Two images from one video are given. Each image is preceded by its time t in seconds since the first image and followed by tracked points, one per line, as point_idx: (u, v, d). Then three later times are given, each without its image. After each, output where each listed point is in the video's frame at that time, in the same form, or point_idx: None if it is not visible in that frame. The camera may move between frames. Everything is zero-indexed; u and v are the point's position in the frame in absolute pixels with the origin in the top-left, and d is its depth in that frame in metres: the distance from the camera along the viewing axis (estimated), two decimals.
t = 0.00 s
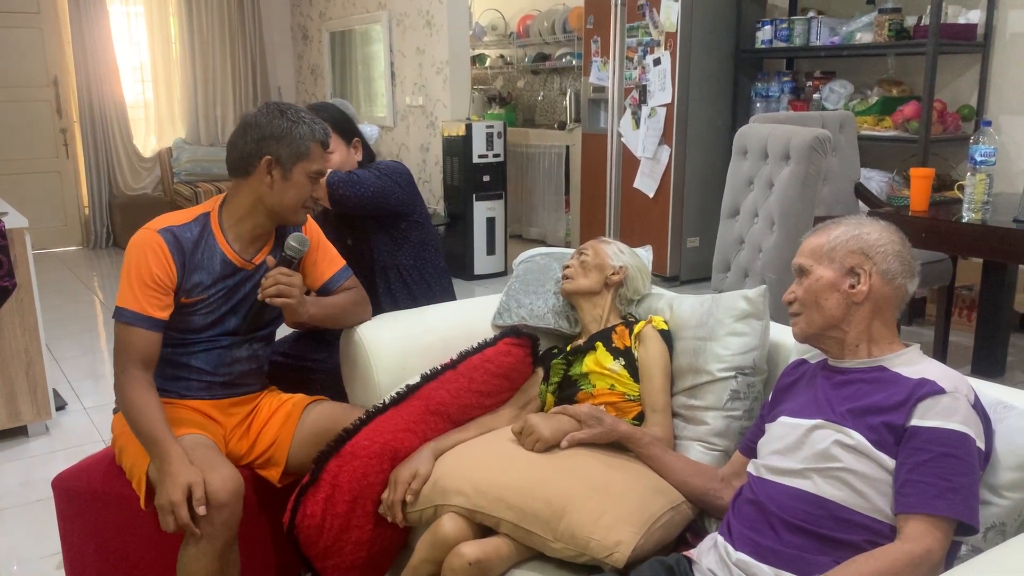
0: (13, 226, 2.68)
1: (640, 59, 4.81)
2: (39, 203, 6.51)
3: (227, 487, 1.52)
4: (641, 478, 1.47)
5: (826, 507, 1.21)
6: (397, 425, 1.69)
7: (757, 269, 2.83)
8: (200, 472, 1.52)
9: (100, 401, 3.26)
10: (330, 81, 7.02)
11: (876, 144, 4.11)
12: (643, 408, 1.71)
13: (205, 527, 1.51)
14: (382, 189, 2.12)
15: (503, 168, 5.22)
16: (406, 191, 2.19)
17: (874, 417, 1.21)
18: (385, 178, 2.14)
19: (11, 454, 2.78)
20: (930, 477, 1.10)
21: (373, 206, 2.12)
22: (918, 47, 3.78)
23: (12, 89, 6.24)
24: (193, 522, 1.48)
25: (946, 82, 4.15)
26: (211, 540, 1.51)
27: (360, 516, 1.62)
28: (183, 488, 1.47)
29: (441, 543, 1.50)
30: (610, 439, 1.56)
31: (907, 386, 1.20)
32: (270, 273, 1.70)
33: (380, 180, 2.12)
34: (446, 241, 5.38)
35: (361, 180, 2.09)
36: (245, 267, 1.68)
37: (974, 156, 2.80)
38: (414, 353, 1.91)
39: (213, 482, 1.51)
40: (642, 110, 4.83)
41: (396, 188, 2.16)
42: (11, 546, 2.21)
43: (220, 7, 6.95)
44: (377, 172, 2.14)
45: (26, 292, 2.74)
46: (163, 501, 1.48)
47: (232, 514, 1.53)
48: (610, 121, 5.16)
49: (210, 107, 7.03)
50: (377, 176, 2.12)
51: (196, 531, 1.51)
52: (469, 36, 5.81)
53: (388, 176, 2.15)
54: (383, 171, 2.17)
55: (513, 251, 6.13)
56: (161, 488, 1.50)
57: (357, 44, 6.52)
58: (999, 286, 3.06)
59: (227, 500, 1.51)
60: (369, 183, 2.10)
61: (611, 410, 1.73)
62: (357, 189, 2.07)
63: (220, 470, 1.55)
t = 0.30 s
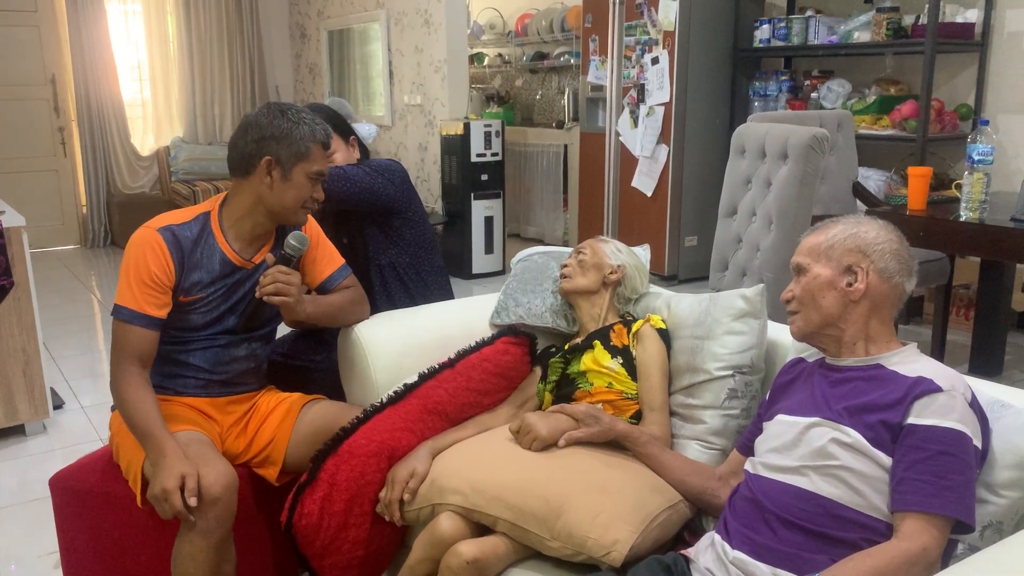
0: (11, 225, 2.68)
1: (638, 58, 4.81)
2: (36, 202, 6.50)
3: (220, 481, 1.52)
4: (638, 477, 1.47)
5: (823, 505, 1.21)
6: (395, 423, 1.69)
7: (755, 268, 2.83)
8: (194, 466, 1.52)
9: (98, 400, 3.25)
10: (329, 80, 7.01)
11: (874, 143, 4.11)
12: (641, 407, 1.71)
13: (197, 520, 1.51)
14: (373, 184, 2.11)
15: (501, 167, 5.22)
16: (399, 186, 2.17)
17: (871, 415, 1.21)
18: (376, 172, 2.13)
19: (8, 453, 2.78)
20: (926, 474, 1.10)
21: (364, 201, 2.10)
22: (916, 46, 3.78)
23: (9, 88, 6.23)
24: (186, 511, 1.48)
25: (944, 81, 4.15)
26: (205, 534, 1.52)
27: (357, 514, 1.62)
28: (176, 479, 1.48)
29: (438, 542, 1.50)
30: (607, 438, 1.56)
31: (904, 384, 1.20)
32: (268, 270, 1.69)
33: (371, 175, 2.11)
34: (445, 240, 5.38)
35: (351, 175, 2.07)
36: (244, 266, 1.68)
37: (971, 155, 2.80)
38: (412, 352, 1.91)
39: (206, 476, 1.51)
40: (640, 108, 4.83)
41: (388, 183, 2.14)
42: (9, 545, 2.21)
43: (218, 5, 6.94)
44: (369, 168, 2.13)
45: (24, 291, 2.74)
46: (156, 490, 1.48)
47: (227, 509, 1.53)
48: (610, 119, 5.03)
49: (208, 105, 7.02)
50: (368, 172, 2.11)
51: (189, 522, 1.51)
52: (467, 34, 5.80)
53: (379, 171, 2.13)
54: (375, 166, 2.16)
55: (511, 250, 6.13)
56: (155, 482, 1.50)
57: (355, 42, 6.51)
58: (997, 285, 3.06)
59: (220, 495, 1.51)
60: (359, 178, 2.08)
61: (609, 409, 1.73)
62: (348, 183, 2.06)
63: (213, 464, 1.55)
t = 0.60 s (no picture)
0: (9, 223, 2.67)
1: (638, 58, 4.81)
2: (36, 200, 6.50)
3: (227, 477, 1.52)
4: (638, 476, 1.47)
5: (821, 504, 1.21)
6: (394, 423, 1.69)
7: (755, 268, 2.83)
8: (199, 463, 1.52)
9: (97, 399, 3.25)
10: (328, 79, 7.01)
11: (873, 142, 4.11)
12: (640, 406, 1.70)
13: (204, 514, 1.52)
14: (363, 184, 2.10)
15: (501, 166, 5.22)
16: (389, 186, 2.17)
17: (870, 415, 1.21)
18: (366, 173, 2.12)
19: (7, 452, 2.78)
20: (925, 474, 1.10)
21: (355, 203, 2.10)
22: (915, 45, 3.78)
23: (8, 87, 6.22)
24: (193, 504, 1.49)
25: (943, 81, 4.15)
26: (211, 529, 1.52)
27: (356, 514, 1.62)
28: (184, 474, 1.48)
29: (437, 541, 1.50)
30: (606, 437, 1.56)
31: (903, 383, 1.20)
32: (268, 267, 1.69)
33: (362, 176, 2.11)
34: (444, 240, 5.38)
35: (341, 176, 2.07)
36: (243, 264, 1.68)
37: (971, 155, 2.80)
38: (411, 352, 1.91)
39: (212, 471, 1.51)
40: (640, 108, 4.83)
41: (378, 183, 2.14)
42: (7, 545, 2.21)
43: (217, 5, 6.93)
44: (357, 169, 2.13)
45: (23, 290, 2.74)
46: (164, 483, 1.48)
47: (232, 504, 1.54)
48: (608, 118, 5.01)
49: (207, 104, 7.02)
50: (359, 173, 2.11)
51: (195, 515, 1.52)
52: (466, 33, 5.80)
53: (370, 172, 2.13)
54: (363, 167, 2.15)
55: (510, 249, 6.13)
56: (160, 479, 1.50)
57: (354, 42, 6.50)
58: (996, 284, 3.06)
59: (226, 490, 1.52)
60: (350, 179, 2.08)
61: (608, 408, 1.73)
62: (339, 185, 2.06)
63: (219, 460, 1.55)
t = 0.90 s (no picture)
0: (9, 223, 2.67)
1: (637, 58, 4.81)
2: (36, 200, 6.50)
3: (227, 481, 1.52)
4: (637, 476, 1.47)
5: (821, 505, 1.21)
6: (394, 423, 1.69)
7: (754, 268, 2.84)
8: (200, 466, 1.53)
9: (97, 399, 3.25)
10: (327, 79, 7.01)
11: (872, 142, 4.11)
12: (640, 407, 1.70)
13: (205, 518, 1.52)
14: (369, 191, 2.11)
15: (500, 166, 5.22)
16: (395, 191, 2.18)
17: (869, 415, 1.21)
18: (373, 179, 2.14)
19: (7, 452, 2.78)
20: (924, 474, 1.10)
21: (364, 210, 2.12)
22: (914, 46, 3.79)
23: (8, 86, 6.22)
24: (193, 506, 1.49)
25: (942, 81, 4.15)
26: (212, 532, 1.52)
27: (356, 514, 1.62)
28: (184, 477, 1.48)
29: (437, 542, 1.50)
30: (606, 437, 1.57)
31: (903, 383, 1.20)
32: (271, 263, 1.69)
33: (371, 182, 2.12)
34: (444, 239, 5.38)
35: (348, 183, 2.09)
36: (246, 263, 1.68)
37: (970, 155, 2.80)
38: (411, 352, 1.91)
39: (212, 475, 1.52)
40: (639, 108, 4.83)
41: (385, 189, 2.15)
42: (7, 544, 2.21)
43: (217, 5, 6.93)
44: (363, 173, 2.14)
45: (22, 290, 2.74)
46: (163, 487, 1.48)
47: (233, 507, 1.54)
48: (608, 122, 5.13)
49: (207, 104, 7.02)
50: (366, 179, 2.13)
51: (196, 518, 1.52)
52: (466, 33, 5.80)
53: (377, 177, 2.15)
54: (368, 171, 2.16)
55: (510, 249, 6.14)
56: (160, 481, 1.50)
57: (354, 41, 6.50)
58: (996, 284, 3.06)
59: (226, 492, 1.52)
60: (359, 185, 2.10)
61: (608, 408, 1.73)
62: (347, 191, 2.07)
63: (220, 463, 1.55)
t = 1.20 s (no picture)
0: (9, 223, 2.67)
1: (637, 58, 4.81)
2: (36, 200, 6.50)
3: (236, 480, 1.53)
4: (637, 477, 1.47)
5: (821, 505, 1.21)
6: (394, 423, 1.69)
7: (755, 268, 2.83)
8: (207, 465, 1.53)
9: (97, 399, 3.25)
10: (327, 79, 7.01)
11: (872, 142, 4.11)
12: (640, 407, 1.71)
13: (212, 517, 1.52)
14: (389, 192, 2.12)
15: (500, 166, 5.21)
16: (409, 192, 2.18)
17: (870, 415, 1.21)
18: (390, 179, 2.13)
19: (7, 452, 2.78)
20: (924, 475, 1.10)
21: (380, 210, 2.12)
22: (914, 46, 3.79)
23: (9, 86, 6.23)
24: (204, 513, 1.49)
25: (942, 81, 4.15)
26: (221, 531, 1.53)
27: (356, 514, 1.62)
28: (193, 479, 1.48)
29: (437, 541, 1.50)
30: (606, 437, 1.57)
31: (903, 384, 1.20)
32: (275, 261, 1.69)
33: (389, 183, 2.12)
34: (444, 240, 5.38)
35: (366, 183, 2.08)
36: (248, 263, 1.68)
37: (970, 154, 2.80)
38: (412, 352, 1.91)
39: (220, 474, 1.52)
40: (639, 108, 4.83)
41: (401, 189, 2.16)
42: (7, 544, 2.21)
43: (217, 5, 6.94)
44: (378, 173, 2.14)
45: (22, 290, 2.74)
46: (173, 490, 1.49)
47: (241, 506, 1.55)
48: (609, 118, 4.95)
49: (207, 104, 7.02)
50: (385, 179, 2.12)
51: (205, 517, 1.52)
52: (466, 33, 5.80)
53: (394, 178, 2.15)
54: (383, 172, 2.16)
55: (509, 249, 6.14)
56: (170, 481, 1.50)
57: (354, 41, 6.50)
58: (996, 284, 3.06)
59: (235, 491, 1.52)
60: (378, 186, 2.09)
61: (608, 409, 1.73)
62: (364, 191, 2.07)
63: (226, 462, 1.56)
